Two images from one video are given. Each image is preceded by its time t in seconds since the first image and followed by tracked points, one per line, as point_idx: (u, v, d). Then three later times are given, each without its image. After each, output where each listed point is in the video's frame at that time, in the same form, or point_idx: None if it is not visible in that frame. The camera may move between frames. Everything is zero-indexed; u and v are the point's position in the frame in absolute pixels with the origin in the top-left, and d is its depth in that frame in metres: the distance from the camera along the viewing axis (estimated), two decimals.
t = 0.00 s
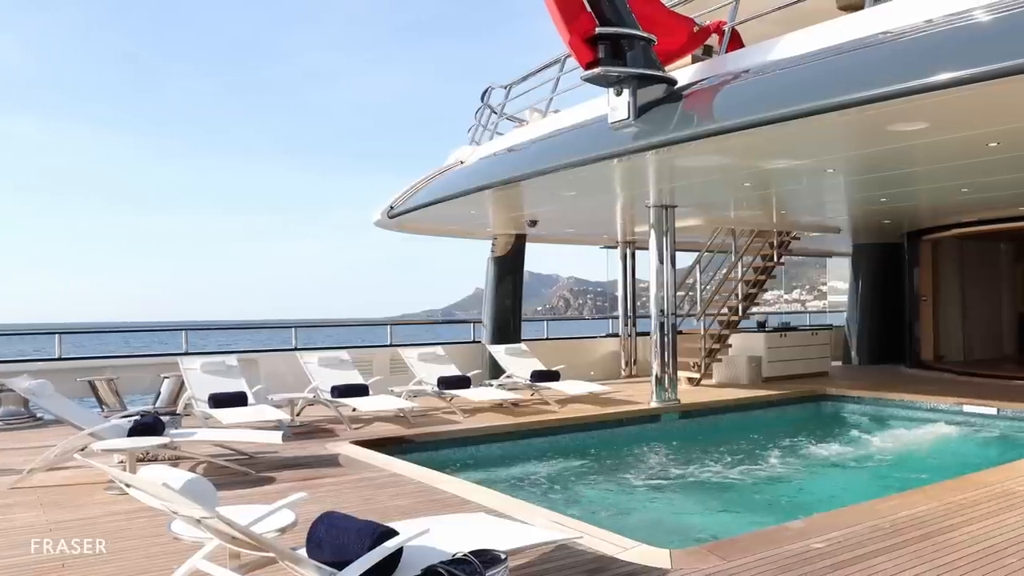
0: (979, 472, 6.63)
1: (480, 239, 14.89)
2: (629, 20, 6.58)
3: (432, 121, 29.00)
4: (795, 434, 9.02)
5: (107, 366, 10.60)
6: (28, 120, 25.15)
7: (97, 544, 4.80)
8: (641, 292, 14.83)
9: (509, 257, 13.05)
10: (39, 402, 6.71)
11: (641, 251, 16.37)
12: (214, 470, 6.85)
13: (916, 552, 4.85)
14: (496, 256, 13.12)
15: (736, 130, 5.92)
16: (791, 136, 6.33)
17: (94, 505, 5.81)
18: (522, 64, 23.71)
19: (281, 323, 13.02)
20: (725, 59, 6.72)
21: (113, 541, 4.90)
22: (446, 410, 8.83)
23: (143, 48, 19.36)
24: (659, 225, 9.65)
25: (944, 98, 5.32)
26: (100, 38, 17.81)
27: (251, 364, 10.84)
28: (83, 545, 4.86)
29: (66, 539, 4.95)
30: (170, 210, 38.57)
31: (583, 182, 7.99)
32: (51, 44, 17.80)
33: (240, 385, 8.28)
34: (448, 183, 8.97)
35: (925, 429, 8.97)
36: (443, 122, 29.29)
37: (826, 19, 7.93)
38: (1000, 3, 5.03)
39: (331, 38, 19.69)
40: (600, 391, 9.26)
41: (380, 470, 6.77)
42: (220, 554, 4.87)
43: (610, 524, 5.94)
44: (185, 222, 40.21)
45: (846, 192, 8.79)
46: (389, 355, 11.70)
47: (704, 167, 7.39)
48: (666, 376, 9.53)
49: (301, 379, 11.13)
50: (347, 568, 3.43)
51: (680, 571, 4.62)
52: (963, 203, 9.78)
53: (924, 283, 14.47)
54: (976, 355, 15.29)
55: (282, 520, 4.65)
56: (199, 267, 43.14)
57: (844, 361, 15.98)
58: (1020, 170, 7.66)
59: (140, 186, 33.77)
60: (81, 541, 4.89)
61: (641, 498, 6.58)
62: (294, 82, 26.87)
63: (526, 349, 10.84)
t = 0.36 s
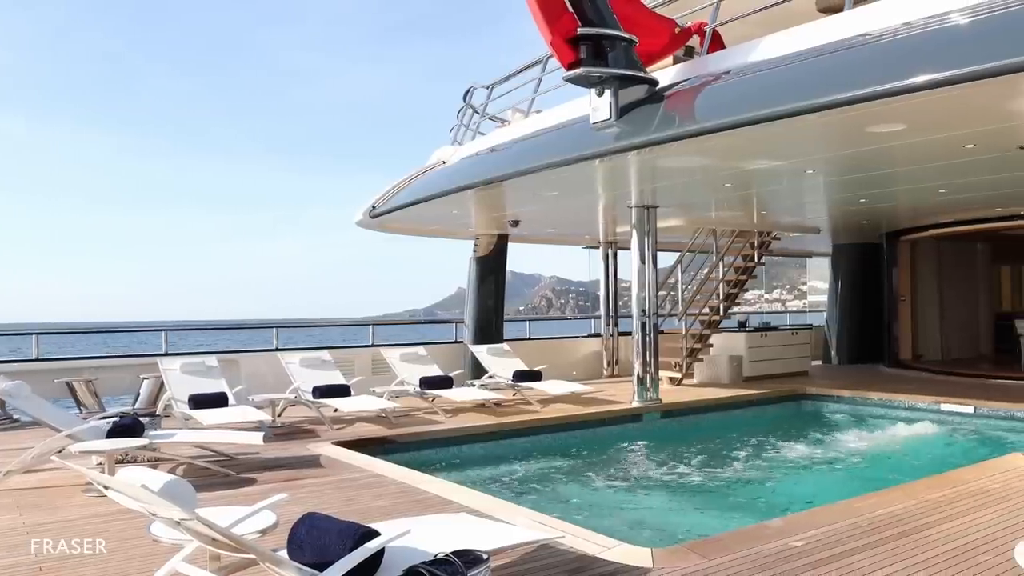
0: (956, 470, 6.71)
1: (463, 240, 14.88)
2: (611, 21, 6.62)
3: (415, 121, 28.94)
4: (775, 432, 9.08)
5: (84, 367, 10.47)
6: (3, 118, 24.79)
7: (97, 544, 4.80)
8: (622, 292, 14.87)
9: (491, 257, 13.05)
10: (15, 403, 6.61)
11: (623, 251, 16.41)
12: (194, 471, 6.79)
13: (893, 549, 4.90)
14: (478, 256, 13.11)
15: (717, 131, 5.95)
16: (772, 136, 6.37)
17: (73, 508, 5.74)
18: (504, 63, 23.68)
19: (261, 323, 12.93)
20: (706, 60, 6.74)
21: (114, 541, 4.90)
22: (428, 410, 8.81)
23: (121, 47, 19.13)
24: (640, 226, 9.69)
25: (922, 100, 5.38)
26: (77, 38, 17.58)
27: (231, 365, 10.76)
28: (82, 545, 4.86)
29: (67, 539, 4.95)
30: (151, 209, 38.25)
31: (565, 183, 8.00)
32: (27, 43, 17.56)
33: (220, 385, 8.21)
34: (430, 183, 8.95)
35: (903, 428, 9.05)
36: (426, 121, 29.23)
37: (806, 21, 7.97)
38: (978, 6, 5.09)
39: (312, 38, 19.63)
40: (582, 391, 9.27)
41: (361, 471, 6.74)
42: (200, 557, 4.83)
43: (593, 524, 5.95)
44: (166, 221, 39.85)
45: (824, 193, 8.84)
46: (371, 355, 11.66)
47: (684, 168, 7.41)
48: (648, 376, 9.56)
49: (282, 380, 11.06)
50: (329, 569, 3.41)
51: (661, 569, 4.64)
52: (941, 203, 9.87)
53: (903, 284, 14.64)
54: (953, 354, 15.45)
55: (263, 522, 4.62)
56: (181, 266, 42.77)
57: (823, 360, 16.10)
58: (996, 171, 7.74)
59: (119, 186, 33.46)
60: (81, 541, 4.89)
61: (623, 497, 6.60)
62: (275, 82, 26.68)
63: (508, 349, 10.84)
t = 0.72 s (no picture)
0: (936, 467, 6.78)
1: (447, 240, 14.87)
2: (594, 22, 6.67)
3: (392, 121, 29.30)
4: (757, 432, 9.12)
5: (64, 369, 10.37)
6: None
7: (97, 544, 4.80)
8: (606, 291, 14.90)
9: (475, 257, 13.05)
10: None
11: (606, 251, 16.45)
12: (176, 472, 6.74)
13: (874, 547, 4.94)
14: (461, 256, 13.10)
15: (700, 131, 5.97)
16: (754, 137, 6.39)
17: (52, 510, 5.68)
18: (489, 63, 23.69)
19: (244, 324, 12.84)
20: (688, 62, 6.77)
21: (114, 541, 4.90)
22: (412, 410, 8.79)
23: (101, 46, 18.93)
24: (623, 226, 9.70)
25: (902, 101, 5.42)
26: (56, 37, 17.38)
27: (213, 365, 10.69)
28: (82, 545, 4.85)
29: (66, 539, 4.94)
30: (134, 209, 37.97)
31: (548, 183, 8.00)
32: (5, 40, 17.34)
33: (202, 386, 8.16)
34: (413, 183, 8.94)
35: (883, 427, 9.12)
36: (410, 122, 29.21)
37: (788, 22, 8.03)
38: (958, 9, 5.14)
39: (295, 37, 19.59)
40: (565, 391, 9.28)
41: (344, 471, 6.72)
42: (180, 558, 4.80)
43: (577, 524, 5.94)
44: (149, 221, 39.52)
45: (807, 193, 8.89)
46: (355, 355, 11.62)
47: (667, 168, 7.43)
48: (631, 375, 9.59)
49: (265, 380, 11.00)
50: (311, 570, 3.40)
51: (644, 568, 4.65)
52: (921, 204, 9.95)
53: (882, 284, 14.83)
54: (933, 353, 15.59)
55: (244, 522, 4.59)
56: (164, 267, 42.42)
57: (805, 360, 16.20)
58: (975, 172, 7.81)
59: (101, 186, 33.20)
60: (81, 541, 4.88)
61: (606, 496, 6.61)
62: (259, 82, 26.56)
63: (492, 348, 10.84)
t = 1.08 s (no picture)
0: (918, 466, 6.83)
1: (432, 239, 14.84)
2: (579, 23, 6.67)
3: (374, 122, 29.38)
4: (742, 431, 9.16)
5: (44, 370, 10.26)
6: None
7: (97, 544, 4.80)
8: (591, 291, 14.92)
9: (460, 257, 13.04)
10: None
11: (592, 251, 16.47)
12: (159, 473, 6.69)
13: (856, 545, 4.98)
14: (447, 256, 13.09)
15: (685, 132, 5.99)
16: (738, 138, 6.41)
17: (34, 512, 5.63)
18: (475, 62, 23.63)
19: (228, 325, 12.76)
20: (673, 62, 6.78)
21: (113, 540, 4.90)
22: (397, 411, 8.77)
23: (83, 44, 18.69)
24: (608, 226, 9.71)
25: (885, 103, 5.46)
26: (37, 34, 17.14)
27: (196, 366, 10.62)
28: (83, 545, 4.84)
29: (67, 539, 4.93)
30: (117, 209, 37.64)
31: (534, 182, 8.01)
32: None
33: (186, 387, 8.10)
34: (398, 183, 8.92)
35: (867, 426, 9.19)
36: (397, 121, 29.11)
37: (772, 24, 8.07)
38: (939, 11, 5.18)
39: (279, 37, 19.50)
40: (550, 391, 9.29)
41: (328, 472, 6.70)
42: (164, 560, 4.77)
43: (564, 524, 5.94)
44: (134, 221, 39.18)
45: (790, 193, 8.93)
46: (340, 355, 11.57)
47: (652, 168, 7.46)
48: (616, 375, 9.62)
49: (249, 381, 10.94)
50: (295, 572, 3.39)
51: (629, 567, 4.67)
52: (903, 204, 10.03)
53: (865, 284, 14.95)
54: (915, 353, 15.73)
55: (228, 524, 4.56)
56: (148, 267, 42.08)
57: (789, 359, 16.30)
58: (956, 173, 7.87)
59: (84, 185, 32.94)
60: (82, 541, 4.88)
61: (591, 495, 6.63)
62: (244, 82, 26.35)
63: (477, 348, 10.83)
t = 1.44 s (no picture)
0: (900, 464, 6.88)
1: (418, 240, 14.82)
2: (564, 23, 6.69)
3: (354, 119, 29.49)
4: (727, 430, 9.20)
5: (25, 371, 10.16)
6: None
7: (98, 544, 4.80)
8: (576, 291, 14.93)
9: (445, 257, 13.03)
10: None
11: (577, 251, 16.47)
12: (142, 475, 6.64)
13: (839, 544, 5.01)
14: (432, 256, 13.08)
15: (670, 132, 6.00)
16: (722, 138, 6.43)
17: (15, 515, 5.58)
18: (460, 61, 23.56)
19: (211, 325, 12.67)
20: (658, 63, 6.80)
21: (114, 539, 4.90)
22: (382, 411, 8.75)
23: (64, 43, 18.48)
24: (593, 226, 9.72)
25: (867, 104, 5.50)
26: (15, 32, 16.93)
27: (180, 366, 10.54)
28: (83, 544, 4.84)
29: (67, 539, 4.92)
30: (101, 209, 37.30)
31: (519, 183, 8.01)
32: None
33: (169, 388, 8.05)
34: (383, 183, 8.90)
35: (851, 424, 9.25)
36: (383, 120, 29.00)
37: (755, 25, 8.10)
38: (921, 13, 5.22)
39: (263, 36, 19.36)
40: (536, 391, 9.29)
41: (313, 473, 6.67)
42: (147, 562, 4.74)
43: (550, 525, 5.93)
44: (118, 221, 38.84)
45: (773, 194, 8.97)
46: (324, 355, 11.53)
47: (637, 168, 7.47)
48: (601, 375, 9.63)
49: (233, 381, 10.87)
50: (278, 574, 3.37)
51: (613, 566, 4.68)
52: (885, 205, 10.10)
53: (848, 284, 15.08)
54: (897, 353, 15.88)
55: (212, 525, 4.53)
56: (132, 267, 41.75)
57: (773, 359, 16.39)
58: (938, 173, 7.92)
59: (67, 185, 32.63)
60: (82, 541, 4.87)
61: (576, 495, 6.64)
62: (228, 80, 26.15)
63: (463, 348, 10.82)
